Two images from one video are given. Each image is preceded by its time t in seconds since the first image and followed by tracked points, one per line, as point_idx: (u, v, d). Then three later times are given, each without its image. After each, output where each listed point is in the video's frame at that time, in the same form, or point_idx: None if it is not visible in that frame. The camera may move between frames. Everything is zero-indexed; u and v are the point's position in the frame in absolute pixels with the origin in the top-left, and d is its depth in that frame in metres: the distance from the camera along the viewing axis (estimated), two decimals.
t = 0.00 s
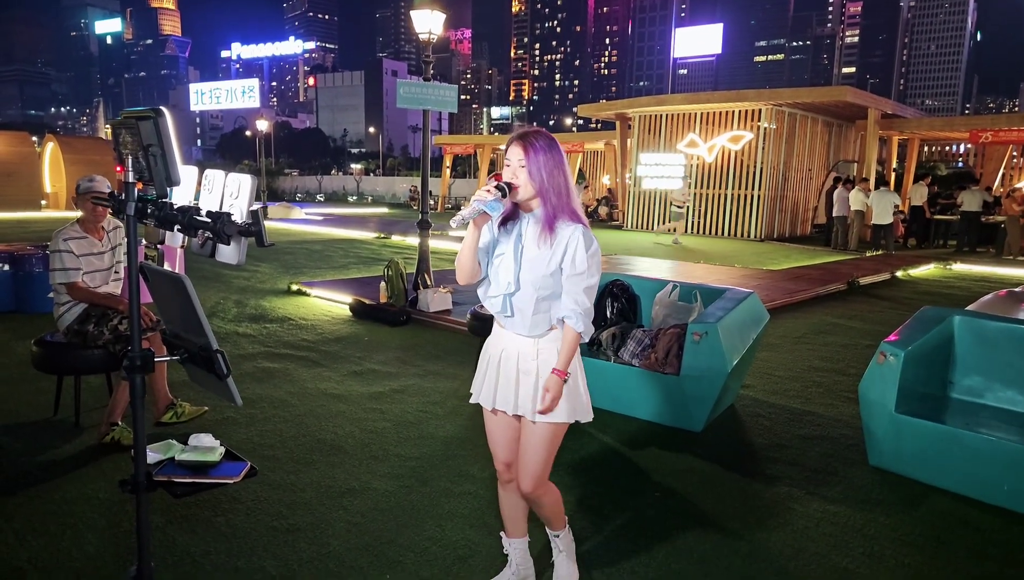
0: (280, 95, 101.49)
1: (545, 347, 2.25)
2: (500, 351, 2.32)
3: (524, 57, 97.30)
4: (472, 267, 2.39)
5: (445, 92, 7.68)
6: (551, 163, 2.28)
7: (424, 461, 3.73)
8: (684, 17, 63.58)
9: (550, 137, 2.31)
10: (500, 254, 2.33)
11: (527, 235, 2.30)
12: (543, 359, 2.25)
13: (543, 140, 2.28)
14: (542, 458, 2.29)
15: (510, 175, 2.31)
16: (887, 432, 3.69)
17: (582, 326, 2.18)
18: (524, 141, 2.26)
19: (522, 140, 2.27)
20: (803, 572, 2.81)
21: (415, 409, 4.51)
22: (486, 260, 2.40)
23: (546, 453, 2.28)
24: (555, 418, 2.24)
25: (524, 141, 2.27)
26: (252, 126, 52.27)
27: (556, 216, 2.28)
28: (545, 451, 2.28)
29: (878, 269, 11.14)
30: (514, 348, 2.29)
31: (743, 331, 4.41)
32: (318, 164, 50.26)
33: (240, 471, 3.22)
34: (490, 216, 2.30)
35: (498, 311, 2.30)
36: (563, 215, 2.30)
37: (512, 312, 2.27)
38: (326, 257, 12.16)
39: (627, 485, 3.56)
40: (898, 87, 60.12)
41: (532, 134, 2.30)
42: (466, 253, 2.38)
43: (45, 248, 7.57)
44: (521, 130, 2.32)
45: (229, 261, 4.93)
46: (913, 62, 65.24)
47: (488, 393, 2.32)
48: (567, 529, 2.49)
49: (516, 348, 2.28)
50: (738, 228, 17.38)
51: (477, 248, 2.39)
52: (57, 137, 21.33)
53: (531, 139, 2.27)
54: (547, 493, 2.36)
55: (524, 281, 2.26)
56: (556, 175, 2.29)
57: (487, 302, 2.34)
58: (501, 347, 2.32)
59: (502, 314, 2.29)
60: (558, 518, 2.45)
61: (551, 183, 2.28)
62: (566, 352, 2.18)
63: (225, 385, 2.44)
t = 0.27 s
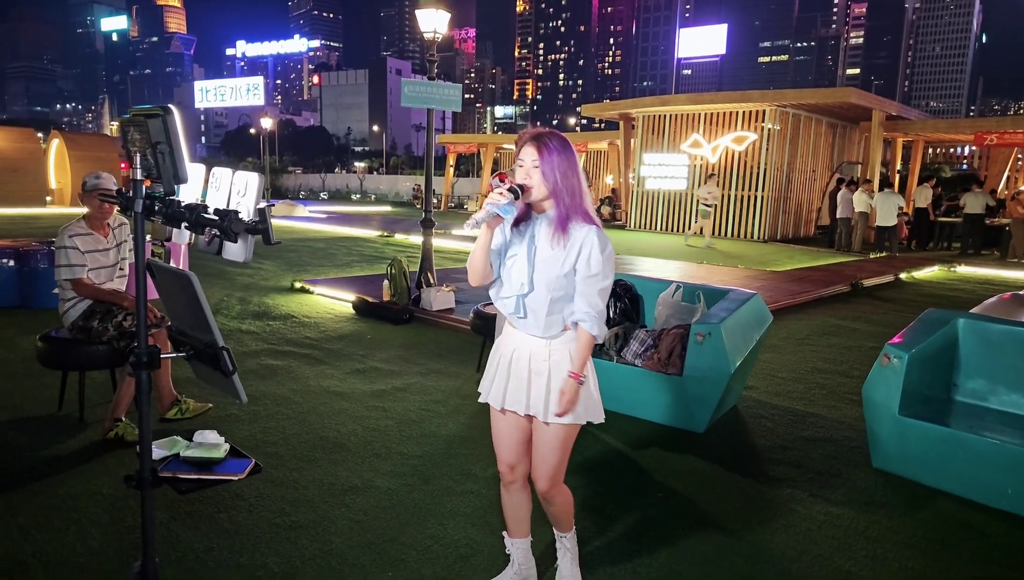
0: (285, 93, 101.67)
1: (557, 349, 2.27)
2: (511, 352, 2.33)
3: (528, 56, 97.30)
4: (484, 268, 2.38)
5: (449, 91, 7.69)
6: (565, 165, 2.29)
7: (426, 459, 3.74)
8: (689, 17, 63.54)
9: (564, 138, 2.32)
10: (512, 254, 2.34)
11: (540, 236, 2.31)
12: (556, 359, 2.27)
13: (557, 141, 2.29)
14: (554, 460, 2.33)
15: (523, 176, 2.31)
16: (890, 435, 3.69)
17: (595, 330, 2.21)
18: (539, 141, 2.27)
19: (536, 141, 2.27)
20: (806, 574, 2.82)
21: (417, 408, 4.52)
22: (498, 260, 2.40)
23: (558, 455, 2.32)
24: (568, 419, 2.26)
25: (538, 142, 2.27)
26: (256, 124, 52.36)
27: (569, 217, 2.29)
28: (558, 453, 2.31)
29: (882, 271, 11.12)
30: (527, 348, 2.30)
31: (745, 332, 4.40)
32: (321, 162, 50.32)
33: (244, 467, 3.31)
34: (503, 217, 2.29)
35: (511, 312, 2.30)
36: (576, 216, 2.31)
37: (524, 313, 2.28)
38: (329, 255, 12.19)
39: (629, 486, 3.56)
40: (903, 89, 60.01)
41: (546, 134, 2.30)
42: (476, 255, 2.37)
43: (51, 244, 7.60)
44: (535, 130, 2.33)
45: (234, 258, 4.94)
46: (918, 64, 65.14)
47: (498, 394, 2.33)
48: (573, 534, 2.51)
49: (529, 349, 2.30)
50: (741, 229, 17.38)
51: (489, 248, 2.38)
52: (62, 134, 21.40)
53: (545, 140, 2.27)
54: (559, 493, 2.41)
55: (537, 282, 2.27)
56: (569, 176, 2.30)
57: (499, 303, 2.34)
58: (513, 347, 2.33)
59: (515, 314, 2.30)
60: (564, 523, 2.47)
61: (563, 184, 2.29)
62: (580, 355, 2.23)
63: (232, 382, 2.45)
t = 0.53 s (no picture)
0: (289, 92, 101.76)
1: (574, 346, 2.30)
2: (528, 349, 2.34)
3: (533, 56, 97.21)
4: (496, 256, 2.38)
5: (454, 90, 7.69)
6: (585, 161, 2.29)
7: (429, 458, 3.74)
8: (694, 17, 63.38)
9: (584, 134, 2.31)
10: (528, 246, 2.34)
11: (558, 231, 2.31)
12: (573, 357, 2.29)
13: (578, 137, 2.29)
14: (570, 454, 2.37)
15: (543, 169, 2.32)
16: (896, 437, 3.68)
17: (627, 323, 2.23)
18: (561, 137, 2.26)
19: (558, 135, 2.28)
20: (809, 575, 2.82)
21: (420, 406, 4.53)
22: (512, 251, 2.39)
23: (576, 448, 2.36)
24: (587, 417, 2.29)
25: (560, 137, 2.27)
26: (260, 123, 52.39)
27: (589, 213, 2.30)
28: (574, 447, 2.36)
29: (887, 272, 11.09)
30: (543, 346, 2.31)
31: (750, 332, 4.40)
32: (326, 161, 50.34)
33: (249, 464, 3.33)
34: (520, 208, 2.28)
35: (527, 306, 2.31)
36: (593, 212, 2.32)
37: (540, 306, 2.29)
38: (333, 253, 12.20)
39: (633, 486, 3.56)
40: (908, 90, 59.80)
41: (567, 130, 2.29)
42: (490, 243, 2.36)
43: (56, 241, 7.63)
44: (556, 126, 2.32)
45: (240, 257, 4.95)
46: (924, 65, 64.88)
47: (515, 393, 2.32)
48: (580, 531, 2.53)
49: (546, 347, 2.30)
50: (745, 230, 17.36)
51: (504, 239, 2.38)
52: (68, 131, 21.46)
53: (566, 135, 2.28)
54: (573, 485, 2.45)
55: (555, 277, 2.28)
56: (588, 172, 2.30)
57: (515, 295, 2.34)
58: (530, 344, 2.33)
59: (531, 309, 2.30)
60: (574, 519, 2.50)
61: (583, 180, 2.30)
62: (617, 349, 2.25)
63: (237, 380, 2.46)
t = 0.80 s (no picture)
0: (295, 91, 101.96)
1: (590, 345, 2.30)
2: (544, 349, 2.34)
3: (538, 56, 97.17)
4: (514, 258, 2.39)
5: (460, 90, 7.69)
6: (601, 162, 2.31)
7: (434, 458, 3.75)
8: (700, 17, 63.25)
9: (601, 136, 2.33)
10: (545, 247, 2.35)
11: (575, 232, 2.32)
12: (590, 356, 2.29)
13: (595, 138, 2.30)
14: (583, 451, 2.38)
15: (561, 172, 2.34)
16: (902, 439, 3.67)
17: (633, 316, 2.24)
18: (576, 139, 2.29)
19: (574, 138, 2.29)
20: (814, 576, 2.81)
21: (425, 406, 4.53)
22: (530, 252, 2.41)
23: (588, 445, 2.36)
24: (603, 415, 2.29)
25: (576, 139, 2.29)
26: (266, 122, 52.50)
27: (606, 214, 2.31)
28: (587, 444, 2.36)
29: (893, 273, 11.05)
30: (559, 345, 2.32)
31: (755, 333, 4.39)
32: (331, 160, 50.42)
33: (255, 463, 3.44)
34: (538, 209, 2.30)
35: (544, 306, 2.32)
36: (610, 213, 2.33)
37: (557, 306, 2.30)
38: (339, 253, 12.22)
39: (638, 487, 3.56)
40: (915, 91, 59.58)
41: (584, 132, 2.31)
42: (508, 244, 2.37)
43: (63, 240, 7.65)
44: (572, 128, 2.34)
45: (247, 255, 4.97)
46: (931, 65, 64.65)
47: (530, 390, 2.33)
48: (588, 530, 2.52)
49: (563, 346, 2.31)
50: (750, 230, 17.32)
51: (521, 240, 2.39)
52: (75, 130, 21.55)
53: (582, 137, 2.29)
54: (583, 482, 2.45)
55: (571, 277, 2.29)
56: (605, 173, 2.32)
57: (532, 296, 2.35)
58: (546, 343, 2.34)
59: (548, 309, 2.31)
60: (584, 517, 2.49)
61: (600, 180, 2.31)
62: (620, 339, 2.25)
63: (244, 379, 2.47)
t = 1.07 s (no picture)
0: (300, 90, 102.16)
1: (599, 346, 2.30)
2: (554, 348, 2.34)
3: (543, 56, 97.19)
4: (525, 259, 2.40)
5: (464, 90, 7.70)
6: (611, 162, 2.30)
7: (437, 457, 3.75)
8: (704, 17, 63.19)
9: (612, 137, 2.33)
10: (556, 249, 2.35)
11: (585, 232, 2.32)
12: (599, 357, 2.29)
13: (606, 139, 2.30)
14: (590, 451, 2.37)
15: (571, 172, 2.34)
16: (907, 440, 3.65)
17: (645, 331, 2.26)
18: (587, 139, 2.28)
19: (585, 138, 2.29)
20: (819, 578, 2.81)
21: (428, 405, 4.53)
22: (540, 252, 2.41)
23: (595, 445, 2.36)
24: (611, 416, 2.29)
25: (587, 139, 2.29)
26: (270, 121, 52.62)
27: (616, 215, 2.31)
28: (595, 444, 2.36)
29: (898, 275, 11.03)
30: (569, 345, 2.32)
31: (759, 334, 4.38)
32: (335, 159, 50.51)
33: (259, 461, 3.36)
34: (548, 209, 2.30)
35: (554, 307, 2.32)
36: (620, 214, 2.32)
37: (567, 308, 2.30)
38: (343, 252, 12.24)
39: (641, 487, 3.56)
40: (920, 92, 59.44)
41: (595, 133, 2.31)
42: (519, 244, 2.37)
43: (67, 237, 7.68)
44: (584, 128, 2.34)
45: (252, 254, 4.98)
46: (936, 67, 64.52)
47: (538, 389, 2.33)
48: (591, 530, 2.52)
49: (571, 346, 2.31)
50: (754, 230, 17.29)
51: (532, 240, 2.39)
52: (80, 129, 21.63)
53: (593, 138, 2.29)
54: (589, 482, 2.44)
55: (581, 279, 2.28)
56: (615, 173, 2.31)
57: (542, 297, 2.35)
58: (555, 343, 2.34)
59: (557, 309, 2.31)
60: (588, 517, 2.48)
61: (610, 181, 2.30)
62: (639, 353, 2.29)
63: (249, 377, 2.47)
